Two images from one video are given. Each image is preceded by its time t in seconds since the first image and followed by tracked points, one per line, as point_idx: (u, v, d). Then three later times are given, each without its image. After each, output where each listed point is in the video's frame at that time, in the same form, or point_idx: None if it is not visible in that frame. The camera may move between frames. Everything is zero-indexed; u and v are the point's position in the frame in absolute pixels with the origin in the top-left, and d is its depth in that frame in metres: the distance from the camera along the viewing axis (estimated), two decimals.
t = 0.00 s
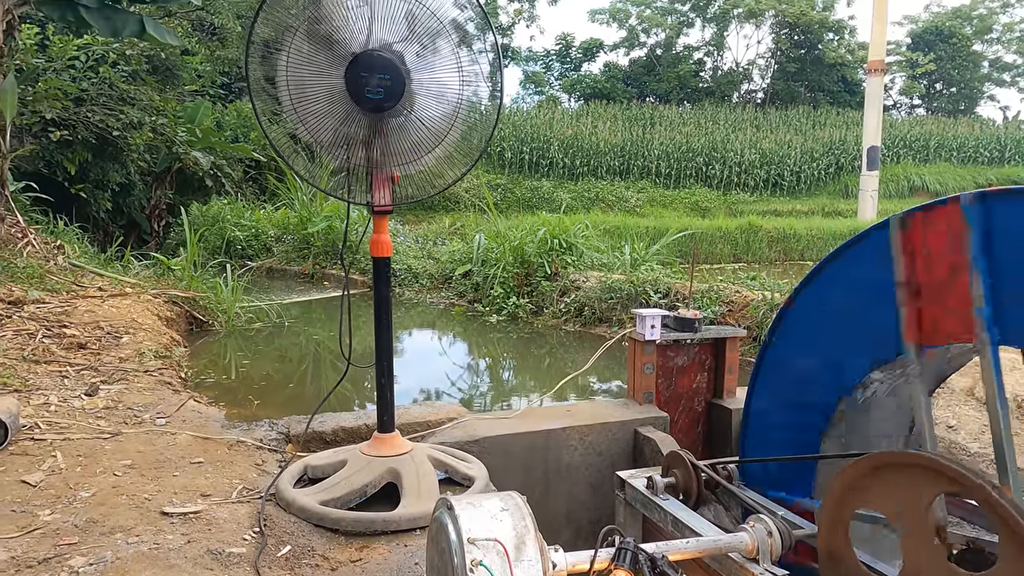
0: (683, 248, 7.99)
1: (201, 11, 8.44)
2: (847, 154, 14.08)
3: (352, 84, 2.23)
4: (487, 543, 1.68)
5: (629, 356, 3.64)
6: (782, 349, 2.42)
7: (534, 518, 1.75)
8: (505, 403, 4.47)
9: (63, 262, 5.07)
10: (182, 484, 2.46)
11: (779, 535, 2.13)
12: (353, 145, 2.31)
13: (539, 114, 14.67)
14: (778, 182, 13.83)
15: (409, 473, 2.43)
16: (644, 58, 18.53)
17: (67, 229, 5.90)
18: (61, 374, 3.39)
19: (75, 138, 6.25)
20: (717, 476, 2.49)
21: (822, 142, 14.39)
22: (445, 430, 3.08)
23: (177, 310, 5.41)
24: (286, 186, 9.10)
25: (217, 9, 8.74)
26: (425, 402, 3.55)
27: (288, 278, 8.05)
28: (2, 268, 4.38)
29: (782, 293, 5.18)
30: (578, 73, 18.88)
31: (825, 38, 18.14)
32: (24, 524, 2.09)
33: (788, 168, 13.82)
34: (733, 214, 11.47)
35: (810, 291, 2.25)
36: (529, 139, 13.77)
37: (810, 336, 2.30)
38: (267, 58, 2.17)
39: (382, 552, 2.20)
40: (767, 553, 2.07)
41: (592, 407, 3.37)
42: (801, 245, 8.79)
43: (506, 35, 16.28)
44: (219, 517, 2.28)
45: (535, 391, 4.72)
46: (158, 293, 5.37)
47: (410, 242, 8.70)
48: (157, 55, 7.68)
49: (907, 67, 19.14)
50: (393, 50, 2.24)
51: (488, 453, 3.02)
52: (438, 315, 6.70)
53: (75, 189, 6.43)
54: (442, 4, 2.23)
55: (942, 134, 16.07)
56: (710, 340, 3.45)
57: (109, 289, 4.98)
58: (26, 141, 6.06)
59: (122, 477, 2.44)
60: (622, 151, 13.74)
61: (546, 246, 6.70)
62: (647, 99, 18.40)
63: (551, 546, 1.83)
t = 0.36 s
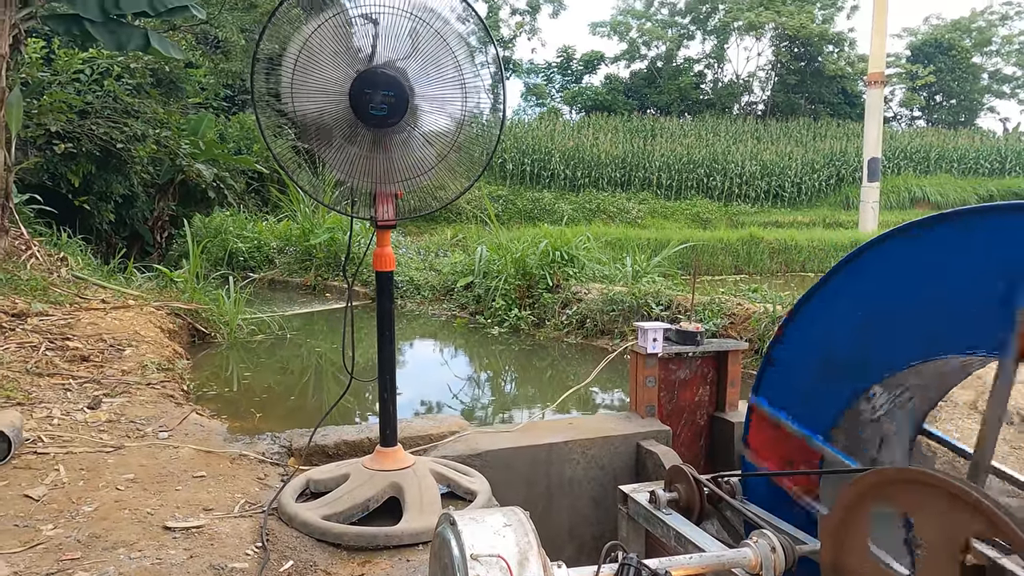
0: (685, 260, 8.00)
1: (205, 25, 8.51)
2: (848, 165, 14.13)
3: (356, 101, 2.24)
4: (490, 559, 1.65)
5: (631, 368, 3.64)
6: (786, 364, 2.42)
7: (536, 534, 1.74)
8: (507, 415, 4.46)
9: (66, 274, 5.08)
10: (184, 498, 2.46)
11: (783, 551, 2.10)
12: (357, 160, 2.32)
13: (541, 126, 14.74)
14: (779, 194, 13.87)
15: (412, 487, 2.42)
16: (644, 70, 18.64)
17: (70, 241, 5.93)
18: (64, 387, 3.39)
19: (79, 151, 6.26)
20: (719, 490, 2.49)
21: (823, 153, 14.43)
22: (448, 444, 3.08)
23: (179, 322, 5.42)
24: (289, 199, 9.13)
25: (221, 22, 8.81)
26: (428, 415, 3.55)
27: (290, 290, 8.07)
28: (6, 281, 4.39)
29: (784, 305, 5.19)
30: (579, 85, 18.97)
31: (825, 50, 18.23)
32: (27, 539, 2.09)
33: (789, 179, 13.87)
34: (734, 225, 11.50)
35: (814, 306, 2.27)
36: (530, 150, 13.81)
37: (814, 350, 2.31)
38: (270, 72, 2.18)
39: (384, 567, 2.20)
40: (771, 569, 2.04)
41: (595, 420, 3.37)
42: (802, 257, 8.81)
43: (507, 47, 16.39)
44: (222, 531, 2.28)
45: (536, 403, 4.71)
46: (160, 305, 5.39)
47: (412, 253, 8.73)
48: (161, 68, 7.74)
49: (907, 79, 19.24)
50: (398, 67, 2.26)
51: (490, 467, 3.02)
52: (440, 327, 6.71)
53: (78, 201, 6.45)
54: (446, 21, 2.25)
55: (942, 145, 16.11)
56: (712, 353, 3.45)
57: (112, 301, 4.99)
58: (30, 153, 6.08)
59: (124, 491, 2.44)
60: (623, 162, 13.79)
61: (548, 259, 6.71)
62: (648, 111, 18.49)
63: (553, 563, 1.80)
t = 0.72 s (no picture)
0: (687, 273, 8.01)
1: (210, 40, 8.59)
2: (850, 178, 14.16)
3: (361, 118, 2.27)
4: None
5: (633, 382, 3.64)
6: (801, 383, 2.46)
7: (540, 550, 1.73)
8: (509, 428, 4.45)
9: (70, 287, 5.10)
10: (187, 513, 2.46)
11: (788, 567, 2.08)
12: (361, 177, 2.34)
13: (543, 138, 14.80)
14: (781, 206, 13.90)
15: (415, 502, 2.41)
16: (646, 83, 18.73)
17: (74, 254, 5.95)
18: (68, 401, 3.39)
19: (84, 164, 6.29)
20: (722, 506, 2.47)
21: (825, 166, 14.47)
22: (450, 458, 3.07)
23: (183, 335, 5.42)
24: (292, 211, 9.16)
25: (226, 37, 8.89)
26: (430, 429, 3.55)
27: (293, 302, 8.07)
28: (10, 294, 4.41)
29: (787, 318, 5.19)
30: (581, 99, 19.06)
31: (826, 64, 18.31)
32: (30, 555, 2.09)
33: (791, 192, 13.90)
34: (737, 237, 11.52)
35: (831, 324, 2.33)
36: (533, 163, 13.84)
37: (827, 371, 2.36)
38: (275, 87, 2.21)
39: None
40: None
41: (598, 434, 3.37)
42: (804, 269, 8.82)
43: (509, 61, 16.48)
44: (224, 547, 2.28)
45: (539, 417, 4.71)
46: (164, 318, 5.40)
47: (414, 266, 8.75)
48: (166, 82, 7.80)
49: (908, 91, 19.31)
50: (402, 85, 2.28)
51: (493, 482, 3.01)
52: (443, 339, 6.71)
53: (83, 214, 6.48)
54: (448, 36, 2.26)
55: (944, 158, 16.14)
56: (715, 367, 3.45)
57: (116, 314, 5.00)
58: (36, 167, 6.12)
59: (127, 506, 2.44)
60: (625, 175, 13.83)
61: (551, 272, 6.72)
62: (650, 124, 18.55)
63: None
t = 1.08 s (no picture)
0: (689, 284, 8.01)
1: (215, 52, 8.66)
2: (852, 189, 14.18)
3: (365, 131, 2.28)
4: None
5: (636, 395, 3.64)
6: (791, 398, 2.40)
7: (542, 564, 1.73)
8: (511, 440, 4.44)
9: (73, 298, 5.10)
10: (189, 526, 2.45)
11: None
12: (365, 189, 2.35)
13: (545, 150, 14.86)
14: (783, 218, 13.93)
15: (417, 515, 2.41)
16: (648, 95, 18.81)
17: (78, 265, 5.97)
18: (70, 413, 3.39)
19: (88, 175, 6.31)
20: (725, 519, 2.46)
21: (826, 177, 14.48)
22: (453, 470, 3.07)
23: (185, 346, 5.42)
24: (295, 223, 9.19)
25: (230, 50, 8.97)
26: (432, 441, 3.54)
27: (295, 313, 8.08)
28: (14, 305, 4.43)
29: (790, 330, 5.18)
30: (583, 110, 19.14)
31: (826, 75, 18.39)
32: (32, 568, 2.09)
33: (792, 203, 13.93)
34: (739, 249, 11.54)
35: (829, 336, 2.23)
36: (535, 174, 13.88)
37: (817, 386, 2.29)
38: (279, 99, 2.23)
39: None
40: None
41: (600, 447, 3.36)
42: (806, 280, 8.84)
43: (511, 73, 16.58)
44: (226, 560, 2.27)
45: (541, 428, 4.70)
46: (167, 329, 5.41)
47: (416, 277, 8.76)
48: (171, 94, 7.85)
49: (909, 103, 19.37)
50: (405, 99, 2.29)
51: (495, 494, 3.00)
52: (445, 351, 6.72)
53: (86, 226, 6.50)
54: (451, 49, 2.26)
55: (945, 168, 16.17)
56: (717, 379, 3.45)
57: (119, 325, 5.01)
58: (40, 179, 6.14)
59: (129, 519, 2.44)
60: (626, 187, 13.87)
61: (553, 283, 6.72)
62: (652, 135, 18.62)
63: None
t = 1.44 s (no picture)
0: (689, 293, 8.02)
1: (217, 62, 8.71)
2: (852, 197, 14.22)
3: (366, 142, 2.29)
4: None
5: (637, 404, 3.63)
6: (794, 408, 2.40)
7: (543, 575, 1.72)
8: (512, 449, 4.44)
9: (75, 307, 5.10)
10: (189, 536, 2.45)
11: None
12: (367, 199, 2.35)
13: (545, 159, 14.89)
14: (783, 226, 13.96)
15: (418, 526, 2.40)
16: (648, 104, 18.87)
17: (79, 274, 5.98)
18: (71, 422, 3.39)
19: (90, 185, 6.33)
20: (727, 529, 2.45)
21: (827, 185, 14.50)
22: (453, 480, 3.06)
23: (186, 354, 5.42)
24: (296, 231, 9.22)
25: (232, 60, 9.02)
26: (433, 451, 3.54)
27: (296, 322, 8.08)
28: (16, 314, 4.43)
29: (791, 339, 5.18)
30: (583, 119, 19.20)
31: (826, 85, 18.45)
32: None
33: (793, 212, 13.96)
34: (739, 257, 11.57)
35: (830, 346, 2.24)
36: (536, 183, 13.90)
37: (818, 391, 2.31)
38: (281, 109, 2.24)
39: None
40: None
41: (601, 456, 3.35)
42: (806, 289, 8.85)
43: (512, 82, 16.63)
44: (226, 570, 2.27)
45: (541, 438, 4.69)
46: (168, 338, 5.41)
47: (417, 286, 8.77)
48: (173, 103, 7.89)
49: (908, 112, 19.42)
50: (407, 109, 2.30)
51: (496, 504, 3.00)
52: (446, 360, 6.71)
53: (88, 235, 6.51)
54: (452, 59, 2.27)
55: (945, 177, 16.20)
56: (718, 389, 3.44)
57: (120, 334, 5.01)
58: (42, 188, 6.16)
59: (129, 529, 2.44)
60: (627, 195, 13.90)
61: (554, 292, 6.73)
62: (652, 144, 18.67)
63: None
